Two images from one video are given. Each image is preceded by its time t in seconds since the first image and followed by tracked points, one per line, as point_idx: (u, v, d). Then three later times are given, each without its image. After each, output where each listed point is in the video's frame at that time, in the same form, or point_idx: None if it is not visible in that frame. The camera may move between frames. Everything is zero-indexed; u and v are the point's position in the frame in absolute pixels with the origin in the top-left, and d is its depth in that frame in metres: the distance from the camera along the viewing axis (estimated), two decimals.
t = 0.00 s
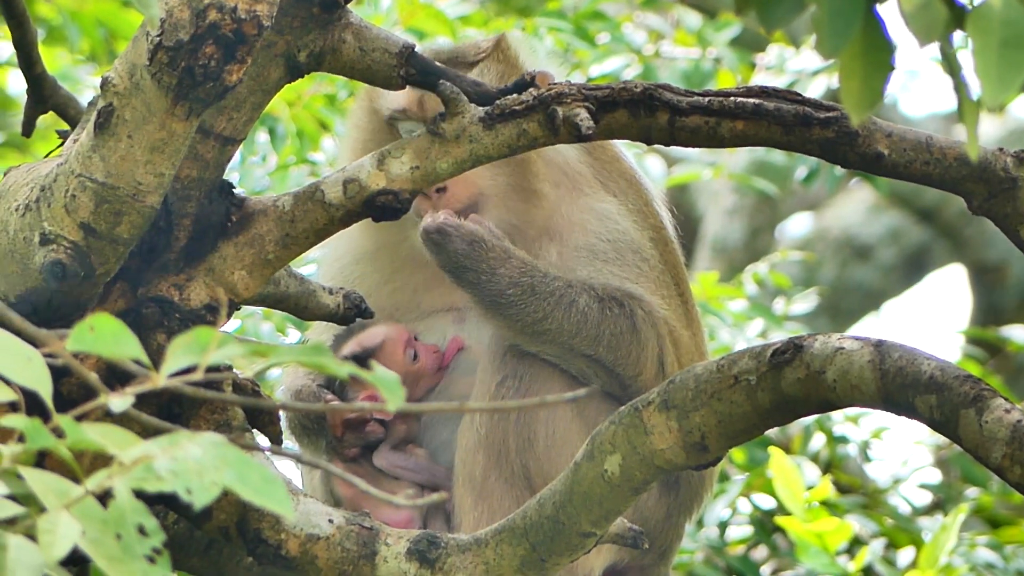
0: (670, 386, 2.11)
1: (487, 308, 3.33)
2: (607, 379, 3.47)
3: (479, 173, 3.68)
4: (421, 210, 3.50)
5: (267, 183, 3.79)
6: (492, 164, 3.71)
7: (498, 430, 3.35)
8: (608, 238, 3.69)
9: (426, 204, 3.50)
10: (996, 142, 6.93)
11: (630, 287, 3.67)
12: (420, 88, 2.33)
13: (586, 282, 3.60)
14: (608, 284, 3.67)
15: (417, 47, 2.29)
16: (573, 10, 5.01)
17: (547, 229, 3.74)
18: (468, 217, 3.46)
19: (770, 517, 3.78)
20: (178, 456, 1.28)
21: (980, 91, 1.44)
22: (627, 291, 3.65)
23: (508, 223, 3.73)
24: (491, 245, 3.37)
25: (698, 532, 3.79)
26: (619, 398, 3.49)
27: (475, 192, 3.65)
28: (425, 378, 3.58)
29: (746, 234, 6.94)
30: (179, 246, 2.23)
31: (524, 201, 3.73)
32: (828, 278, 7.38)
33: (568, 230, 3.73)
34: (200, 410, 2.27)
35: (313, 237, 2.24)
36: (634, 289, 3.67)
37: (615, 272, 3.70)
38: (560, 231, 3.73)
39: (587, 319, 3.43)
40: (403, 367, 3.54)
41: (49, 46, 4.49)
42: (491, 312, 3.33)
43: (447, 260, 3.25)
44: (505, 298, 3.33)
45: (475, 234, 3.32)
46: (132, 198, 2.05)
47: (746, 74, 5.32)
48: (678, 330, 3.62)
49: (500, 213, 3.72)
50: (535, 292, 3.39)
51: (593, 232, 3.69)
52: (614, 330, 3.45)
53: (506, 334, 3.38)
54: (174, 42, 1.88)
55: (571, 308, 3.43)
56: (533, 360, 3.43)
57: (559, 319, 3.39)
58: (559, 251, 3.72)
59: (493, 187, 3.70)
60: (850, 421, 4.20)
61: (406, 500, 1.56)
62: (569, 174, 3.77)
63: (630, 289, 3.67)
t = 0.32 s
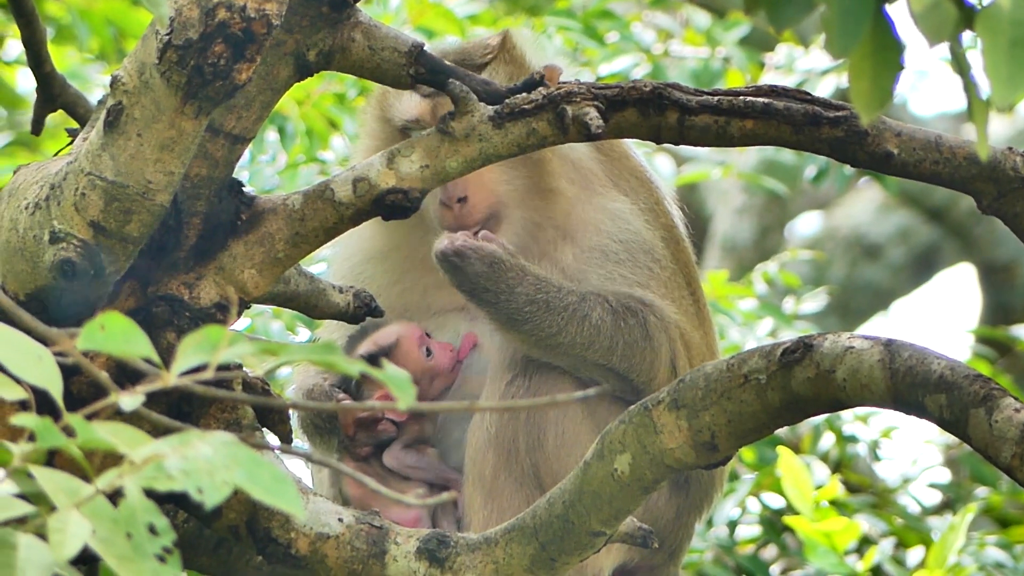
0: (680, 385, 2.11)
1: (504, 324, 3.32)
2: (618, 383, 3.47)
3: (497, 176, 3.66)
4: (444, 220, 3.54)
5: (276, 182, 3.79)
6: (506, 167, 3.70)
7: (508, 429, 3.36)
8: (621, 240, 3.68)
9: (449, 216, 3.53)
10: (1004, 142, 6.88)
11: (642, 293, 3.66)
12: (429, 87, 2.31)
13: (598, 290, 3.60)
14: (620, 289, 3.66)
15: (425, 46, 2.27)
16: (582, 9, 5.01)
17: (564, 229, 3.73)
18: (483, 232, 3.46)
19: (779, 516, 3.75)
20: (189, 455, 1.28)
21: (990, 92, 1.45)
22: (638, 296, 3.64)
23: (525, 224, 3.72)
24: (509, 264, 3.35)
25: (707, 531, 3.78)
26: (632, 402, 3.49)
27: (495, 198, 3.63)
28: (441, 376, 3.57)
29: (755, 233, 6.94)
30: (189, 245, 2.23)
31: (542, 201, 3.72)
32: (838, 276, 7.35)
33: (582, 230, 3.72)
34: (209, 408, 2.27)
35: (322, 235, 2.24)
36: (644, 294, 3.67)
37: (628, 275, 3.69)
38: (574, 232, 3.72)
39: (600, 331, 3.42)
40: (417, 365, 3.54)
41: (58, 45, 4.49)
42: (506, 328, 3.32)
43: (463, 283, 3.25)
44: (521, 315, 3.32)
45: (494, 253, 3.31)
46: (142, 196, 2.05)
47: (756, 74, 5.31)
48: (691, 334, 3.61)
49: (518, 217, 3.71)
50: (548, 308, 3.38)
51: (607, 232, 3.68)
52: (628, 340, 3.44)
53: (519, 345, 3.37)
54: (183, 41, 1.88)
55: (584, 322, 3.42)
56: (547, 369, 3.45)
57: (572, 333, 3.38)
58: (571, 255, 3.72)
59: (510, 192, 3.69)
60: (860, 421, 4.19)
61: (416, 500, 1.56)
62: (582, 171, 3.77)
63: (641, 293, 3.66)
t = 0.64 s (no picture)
0: (678, 383, 2.11)
1: (504, 327, 3.32)
2: (619, 384, 3.47)
3: (500, 182, 3.66)
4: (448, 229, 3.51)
5: (275, 179, 3.80)
6: (509, 172, 3.69)
7: (507, 426, 3.36)
8: (622, 238, 3.69)
9: (453, 225, 3.51)
10: (1003, 139, 6.88)
11: (642, 292, 3.66)
12: (429, 84, 2.32)
13: (598, 290, 3.60)
14: (620, 288, 3.66)
15: (425, 44, 2.28)
16: (582, 7, 5.01)
17: (566, 228, 3.73)
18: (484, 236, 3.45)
19: (777, 514, 3.78)
20: (189, 453, 1.28)
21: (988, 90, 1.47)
22: (638, 295, 3.64)
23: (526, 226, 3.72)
24: (510, 268, 3.35)
25: (705, 529, 3.78)
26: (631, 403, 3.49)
27: (497, 205, 3.64)
28: (437, 366, 3.60)
29: (754, 231, 6.95)
30: (188, 243, 2.23)
31: (546, 200, 3.73)
32: (835, 275, 7.35)
33: (583, 228, 3.72)
34: (208, 406, 2.27)
35: (321, 233, 2.23)
36: (645, 293, 3.67)
37: (629, 273, 3.70)
38: (577, 230, 3.72)
39: (600, 333, 3.43)
40: (412, 357, 3.56)
41: (57, 42, 4.49)
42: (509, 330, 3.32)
43: (465, 287, 3.24)
44: (521, 317, 3.32)
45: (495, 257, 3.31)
46: (141, 193, 2.05)
47: (756, 71, 5.31)
48: (690, 332, 3.62)
49: (521, 220, 3.71)
50: (548, 310, 3.39)
51: (609, 231, 3.69)
52: (628, 340, 3.44)
53: (520, 346, 3.37)
54: (183, 39, 1.88)
55: (584, 323, 3.43)
56: (546, 370, 3.45)
57: (571, 333, 3.39)
58: (571, 254, 3.72)
59: (515, 197, 3.69)
60: (858, 418, 4.19)
61: (415, 500, 1.56)
62: (584, 170, 3.77)
63: (641, 292, 3.66)
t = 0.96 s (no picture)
0: (683, 384, 2.11)
1: (511, 340, 3.34)
2: (626, 392, 3.47)
3: (494, 225, 3.61)
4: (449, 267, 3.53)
5: (279, 180, 3.80)
6: (504, 210, 3.64)
7: (512, 428, 3.36)
8: (629, 243, 3.68)
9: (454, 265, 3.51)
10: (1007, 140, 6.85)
11: (648, 299, 3.66)
12: (432, 85, 2.31)
13: (604, 297, 3.60)
14: (626, 294, 3.66)
15: (428, 45, 2.27)
16: (585, 8, 5.00)
17: (569, 236, 3.71)
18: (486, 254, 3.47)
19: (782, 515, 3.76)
20: (193, 454, 1.29)
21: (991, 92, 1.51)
22: (644, 302, 3.64)
23: (521, 241, 3.68)
24: (512, 281, 3.36)
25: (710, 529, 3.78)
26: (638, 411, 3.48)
27: (493, 245, 3.59)
28: (444, 369, 3.62)
29: (759, 232, 6.94)
30: (193, 244, 2.23)
31: (542, 227, 3.68)
32: (840, 276, 7.38)
33: (587, 237, 3.71)
34: (213, 407, 2.27)
35: (326, 234, 2.23)
36: (650, 300, 3.66)
37: (634, 280, 3.69)
38: (582, 240, 3.71)
39: (606, 342, 3.42)
40: (421, 360, 3.59)
41: (61, 43, 4.49)
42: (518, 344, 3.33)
43: (467, 307, 3.26)
44: (528, 330, 3.33)
45: (497, 274, 3.33)
46: (145, 195, 2.05)
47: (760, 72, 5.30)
48: (695, 338, 3.62)
49: (517, 249, 3.69)
50: (554, 321, 3.39)
51: (614, 238, 3.69)
52: (635, 349, 3.44)
53: (528, 360, 3.37)
54: (187, 40, 1.88)
55: (590, 333, 3.42)
56: (552, 381, 3.43)
57: (580, 343, 3.38)
58: (575, 266, 3.71)
59: (511, 225, 3.65)
60: (862, 419, 4.20)
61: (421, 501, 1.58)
62: (588, 183, 3.75)
63: (647, 299, 3.66)
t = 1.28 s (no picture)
0: (685, 395, 2.09)
1: (521, 366, 3.41)
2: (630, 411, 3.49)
3: (501, 249, 3.63)
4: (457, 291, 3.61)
5: (282, 191, 3.81)
6: (508, 235, 3.64)
7: (514, 438, 3.35)
8: (635, 260, 3.68)
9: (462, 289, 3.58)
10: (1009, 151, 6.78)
11: (653, 316, 3.66)
12: (436, 96, 2.31)
13: (607, 316, 3.62)
14: (630, 310, 3.66)
15: (431, 55, 2.28)
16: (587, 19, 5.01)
17: (576, 255, 3.72)
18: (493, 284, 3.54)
19: (784, 525, 3.74)
20: (194, 464, 1.31)
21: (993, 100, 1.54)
22: (650, 318, 3.65)
23: (529, 261, 3.71)
24: (513, 305, 3.46)
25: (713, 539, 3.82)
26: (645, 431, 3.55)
27: (502, 269, 3.64)
28: (448, 384, 3.62)
29: (761, 242, 6.94)
30: (194, 255, 2.23)
31: (547, 244, 3.70)
32: (842, 286, 7.31)
33: (592, 253, 3.72)
34: (214, 418, 2.25)
35: (328, 245, 2.23)
36: (655, 316, 3.66)
37: (638, 296, 3.69)
38: (587, 258, 3.71)
39: (611, 362, 3.47)
40: (426, 374, 3.58)
41: (63, 55, 4.49)
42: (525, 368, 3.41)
43: (473, 343, 3.36)
44: (537, 353, 3.41)
45: (501, 300, 3.44)
46: (147, 206, 2.05)
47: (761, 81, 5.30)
48: (699, 351, 3.61)
49: (525, 270, 3.72)
50: (560, 342, 3.47)
51: (618, 253, 3.68)
52: (640, 367, 3.48)
53: (535, 382, 3.45)
54: (189, 51, 1.88)
55: (595, 353, 3.49)
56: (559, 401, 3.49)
57: (582, 364, 3.46)
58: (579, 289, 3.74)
59: (518, 242, 3.67)
60: (864, 429, 4.20)
61: (423, 511, 1.78)
62: (595, 204, 3.76)
63: (652, 315, 3.66)
